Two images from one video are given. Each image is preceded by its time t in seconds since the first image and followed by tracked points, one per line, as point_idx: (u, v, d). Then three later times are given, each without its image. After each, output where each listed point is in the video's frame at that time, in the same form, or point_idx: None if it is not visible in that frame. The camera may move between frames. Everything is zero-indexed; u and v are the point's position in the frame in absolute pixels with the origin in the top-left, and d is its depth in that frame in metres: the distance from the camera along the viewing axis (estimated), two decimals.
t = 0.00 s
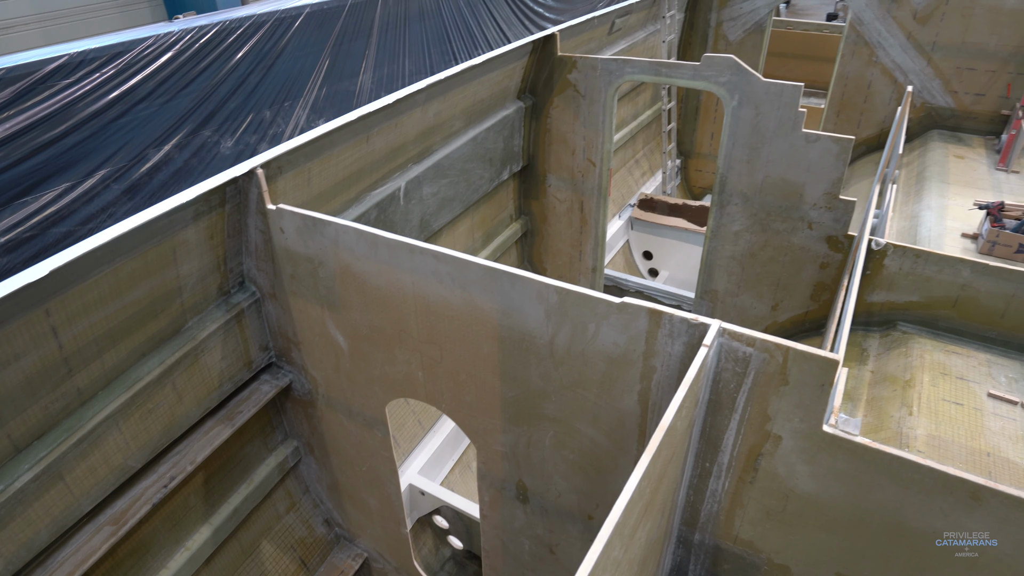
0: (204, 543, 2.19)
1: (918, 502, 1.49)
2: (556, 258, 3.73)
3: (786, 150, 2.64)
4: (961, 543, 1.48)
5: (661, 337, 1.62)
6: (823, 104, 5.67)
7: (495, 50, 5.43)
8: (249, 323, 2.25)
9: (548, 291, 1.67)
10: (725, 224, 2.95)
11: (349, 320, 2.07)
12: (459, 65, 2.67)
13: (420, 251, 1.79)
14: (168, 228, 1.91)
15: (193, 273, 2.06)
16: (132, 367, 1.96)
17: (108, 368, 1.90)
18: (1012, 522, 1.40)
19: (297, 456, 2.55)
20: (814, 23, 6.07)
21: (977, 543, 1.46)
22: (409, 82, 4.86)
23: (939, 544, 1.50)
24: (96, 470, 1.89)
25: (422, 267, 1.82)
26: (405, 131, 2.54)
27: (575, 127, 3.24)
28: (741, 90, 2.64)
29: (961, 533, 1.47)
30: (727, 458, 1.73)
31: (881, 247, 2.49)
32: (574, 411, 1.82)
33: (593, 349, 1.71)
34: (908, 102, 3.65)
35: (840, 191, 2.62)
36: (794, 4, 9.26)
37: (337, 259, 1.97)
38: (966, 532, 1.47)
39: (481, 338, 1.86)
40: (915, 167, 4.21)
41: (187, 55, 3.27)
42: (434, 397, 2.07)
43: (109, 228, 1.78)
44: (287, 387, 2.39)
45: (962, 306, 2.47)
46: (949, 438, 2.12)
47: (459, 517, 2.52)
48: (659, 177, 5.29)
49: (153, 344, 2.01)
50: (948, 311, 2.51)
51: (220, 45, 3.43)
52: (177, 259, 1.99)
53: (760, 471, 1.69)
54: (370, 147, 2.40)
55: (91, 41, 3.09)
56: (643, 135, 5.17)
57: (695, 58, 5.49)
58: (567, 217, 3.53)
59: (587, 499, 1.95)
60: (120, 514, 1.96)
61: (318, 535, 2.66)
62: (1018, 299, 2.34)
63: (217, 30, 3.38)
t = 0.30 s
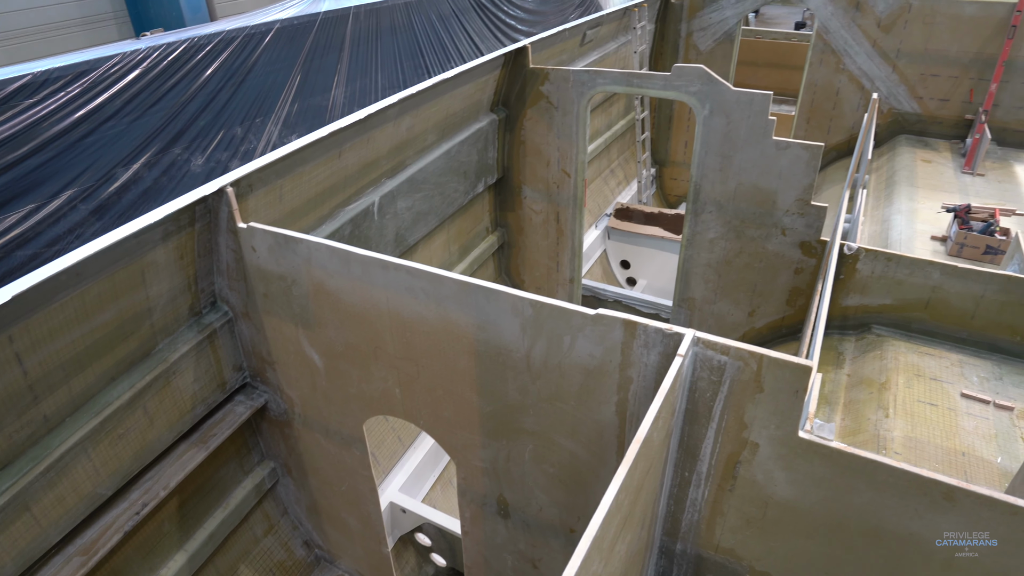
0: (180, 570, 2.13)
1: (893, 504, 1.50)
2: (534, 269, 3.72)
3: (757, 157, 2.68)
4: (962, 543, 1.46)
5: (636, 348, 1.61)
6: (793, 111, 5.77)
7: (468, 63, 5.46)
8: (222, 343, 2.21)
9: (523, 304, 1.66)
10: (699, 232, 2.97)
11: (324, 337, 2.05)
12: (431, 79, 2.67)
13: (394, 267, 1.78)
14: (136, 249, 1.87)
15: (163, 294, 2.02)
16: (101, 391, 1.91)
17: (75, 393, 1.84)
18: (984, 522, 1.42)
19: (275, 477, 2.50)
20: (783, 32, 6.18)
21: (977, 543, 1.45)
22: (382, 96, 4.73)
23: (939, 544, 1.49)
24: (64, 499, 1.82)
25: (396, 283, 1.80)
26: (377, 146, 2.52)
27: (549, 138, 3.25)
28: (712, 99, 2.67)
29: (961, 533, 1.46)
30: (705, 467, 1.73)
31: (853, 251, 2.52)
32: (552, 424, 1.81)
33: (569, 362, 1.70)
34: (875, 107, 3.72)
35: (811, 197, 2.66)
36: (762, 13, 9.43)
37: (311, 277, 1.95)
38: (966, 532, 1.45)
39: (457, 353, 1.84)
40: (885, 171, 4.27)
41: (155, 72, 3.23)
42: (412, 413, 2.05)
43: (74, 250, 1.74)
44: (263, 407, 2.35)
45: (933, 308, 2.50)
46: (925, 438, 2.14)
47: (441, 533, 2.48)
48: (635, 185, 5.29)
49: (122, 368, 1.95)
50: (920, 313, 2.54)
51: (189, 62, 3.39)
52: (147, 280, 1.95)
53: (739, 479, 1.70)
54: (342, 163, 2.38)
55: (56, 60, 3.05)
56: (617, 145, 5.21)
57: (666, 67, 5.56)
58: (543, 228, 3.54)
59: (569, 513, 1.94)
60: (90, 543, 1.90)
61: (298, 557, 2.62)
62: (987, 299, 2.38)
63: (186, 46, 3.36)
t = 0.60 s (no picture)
0: None
1: (870, 505, 1.51)
2: (511, 280, 3.72)
3: (729, 163, 2.70)
4: (961, 543, 1.45)
5: (612, 357, 1.61)
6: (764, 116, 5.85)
7: (440, 73, 5.43)
8: (194, 363, 2.16)
9: (498, 315, 1.65)
10: (675, 239, 2.99)
11: (298, 354, 2.02)
12: (402, 91, 2.66)
13: (367, 282, 1.76)
14: (103, 270, 1.82)
15: (132, 314, 1.97)
16: (69, 417, 1.84)
17: (42, 419, 1.77)
18: (959, 520, 1.43)
19: (252, 498, 2.46)
20: (752, 39, 6.27)
21: (977, 543, 1.44)
22: (355, 108, 4.67)
23: (939, 544, 1.48)
24: (31, 530, 1.76)
25: (370, 298, 1.78)
26: (349, 159, 2.51)
27: (522, 147, 3.26)
28: (683, 107, 2.69)
29: (960, 534, 1.45)
30: (684, 474, 1.73)
31: (826, 255, 2.55)
32: (531, 435, 1.80)
33: (546, 373, 1.69)
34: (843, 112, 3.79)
35: (783, 202, 2.70)
36: (732, 20, 9.58)
37: (283, 294, 1.92)
38: (965, 532, 1.44)
39: (434, 367, 1.83)
40: (855, 174, 4.34)
41: (122, 87, 3.17)
42: (390, 429, 2.02)
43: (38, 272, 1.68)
44: (238, 427, 2.30)
45: (906, 308, 2.54)
46: (902, 437, 2.17)
47: (424, 549, 2.46)
48: (610, 194, 5.35)
49: (90, 392, 1.89)
50: (894, 314, 2.58)
51: (156, 76, 3.34)
52: (114, 301, 1.90)
53: (718, 486, 1.70)
54: (313, 177, 2.36)
55: (19, 76, 2.99)
56: (592, 153, 5.22)
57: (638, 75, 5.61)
58: (519, 238, 3.54)
59: (550, 525, 1.93)
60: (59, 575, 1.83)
61: None
62: (957, 298, 2.42)
63: (153, 61, 3.30)
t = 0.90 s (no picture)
0: None
1: (850, 504, 1.52)
2: (490, 287, 3.71)
3: (705, 166, 2.72)
4: (962, 542, 1.45)
5: (591, 364, 1.60)
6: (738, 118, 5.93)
7: (415, 81, 5.36)
8: (168, 380, 2.12)
9: (476, 325, 1.64)
10: (653, 242, 3.00)
11: (275, 369, 1.99)
12: (375, 100, 2.65)
13: (343, 294, 1.74)
14: (72, 287, 1.78)
15: (103, 332, 1.92)
16: (39, 439, 1.79)
17: (11, 443, 1.71)
18: (936, 517, 1.44)
19: (231, 516, 2.42)
20: (725, 42, 6.33)
21: (977, 542, 1.44)
22: (329, 117, 4.61)
23: (939, 544, 1.48)
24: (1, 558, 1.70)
25: (346, 310, 1.76)
26: (324, 170, 2.48)
27: (499, 154, 3.26)
28: (657, 111, 2.70)
29: (961, 533, 1.45)
30: (666, 479, 1.73)
31: (802, 255, 2.57)
32: (511, 444, 1.80)
33: (525, 381, 1.69)
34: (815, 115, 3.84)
35: (758, 204, 2.73)
36: (705, 24, 9.68)
37: (258, 308, 1.89)
38: (966, 532, 1.44)
39: (412, 378, 1.81)
40: (829, 174, 4.39)
41: (90, 101, 3.11)
42: (370, 441, 2.00)
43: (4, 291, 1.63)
44: (215, 444, 2.26)
45: (882, 307, 2.57)
46: (881, 435, 2.19)
47: (408, 562, 2.44)
48: (588, 199, 5.36)
49: (61, 413, 1.84)
50: (870, 312, 2.61)
51: (124, 89, 3.28)
52: (84, 319, 1.86)
53: (700, 489, 1.70)
54: (287, 188, 2.33)
55: None
56: (568, 158, 5.23)
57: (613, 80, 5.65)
58: (498, 245, 3.53)
59: (533, 534, 1.92)
60: None
61: None
62: (931, 295, 2.45)
63: (121, 73, 3.25)
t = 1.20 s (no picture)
0: None
1: (826, 500, 1.53)
2: (466, 295, 3.70)
3: (675, 169, 2.74)
4: (962, 542, 1.46)
5: (566, 369, 1.60)
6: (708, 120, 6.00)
7: (385, 89, 5.38)
8: (138, 399, 2.07)
9: (449, 334, 1.63)
10: (627, 245, 3.01)
11: (247, 384, 1.96)
12: (343, 109, 2.63)
13: (314, 306, 1.72)
14: (34, 307, 1.73)
15: (68, 352, 1.87)
16: (3, 464, 1.73)
17: None
18: (910, 510, 1.45)
19: (207, 535, 2.37)
20: (693, 45, 6.40)
21: (977, 542, 1.44)
22: (298, 127, 4.57)
23: (939, 543, 1.48)
24: None
25: (318, 322, 1.74)
26: (293, 180, 2.46)
27: (470, 161, 3.26)
28: (628, 115, 2.71)
29: (961, 533, 1.45)
30: (644, 482, 1.73)
31: (774, 254, 2.60)
32: (489, 453, 1.78)
33: (500, 389, 1.68)
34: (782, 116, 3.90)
35: (729, 204, 2.76)
36: (673, 27, 9.78)
37: (228, 322, 1.86)
38: (967, 532, 1.45)
39: (387, 389, 1.79)
40: (799, 174, 4.45)
41: (50, 115, 3.05)
42: (347, 454, 1.98)
43: None
44: (188, 462, 2.22)
45: (853, 303, 2.60)
46: (856, 430, 2.21)
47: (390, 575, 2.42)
48: (562, 204, 5.32)
49: (26, 437, 1.78)
50: (842, 309, 2.64)
51: (87, 102, 3.21)
52: (48, 339, 1.80)
53: (678, 491, 1.70)
54: (256, 200, 2.30)
55: None
56: (541, 163, 5.24)
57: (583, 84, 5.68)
58: (472, 252, 3.52)
59: (514, 542, 1.90)
60: None
61: None
62: (901, 290, 2.49)
63: (82, 86, 3.18)
